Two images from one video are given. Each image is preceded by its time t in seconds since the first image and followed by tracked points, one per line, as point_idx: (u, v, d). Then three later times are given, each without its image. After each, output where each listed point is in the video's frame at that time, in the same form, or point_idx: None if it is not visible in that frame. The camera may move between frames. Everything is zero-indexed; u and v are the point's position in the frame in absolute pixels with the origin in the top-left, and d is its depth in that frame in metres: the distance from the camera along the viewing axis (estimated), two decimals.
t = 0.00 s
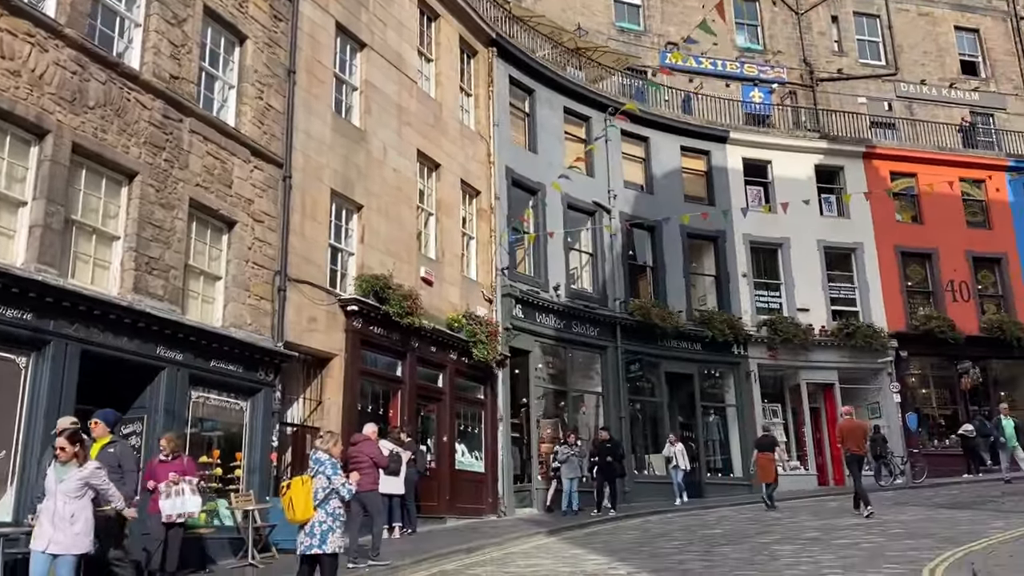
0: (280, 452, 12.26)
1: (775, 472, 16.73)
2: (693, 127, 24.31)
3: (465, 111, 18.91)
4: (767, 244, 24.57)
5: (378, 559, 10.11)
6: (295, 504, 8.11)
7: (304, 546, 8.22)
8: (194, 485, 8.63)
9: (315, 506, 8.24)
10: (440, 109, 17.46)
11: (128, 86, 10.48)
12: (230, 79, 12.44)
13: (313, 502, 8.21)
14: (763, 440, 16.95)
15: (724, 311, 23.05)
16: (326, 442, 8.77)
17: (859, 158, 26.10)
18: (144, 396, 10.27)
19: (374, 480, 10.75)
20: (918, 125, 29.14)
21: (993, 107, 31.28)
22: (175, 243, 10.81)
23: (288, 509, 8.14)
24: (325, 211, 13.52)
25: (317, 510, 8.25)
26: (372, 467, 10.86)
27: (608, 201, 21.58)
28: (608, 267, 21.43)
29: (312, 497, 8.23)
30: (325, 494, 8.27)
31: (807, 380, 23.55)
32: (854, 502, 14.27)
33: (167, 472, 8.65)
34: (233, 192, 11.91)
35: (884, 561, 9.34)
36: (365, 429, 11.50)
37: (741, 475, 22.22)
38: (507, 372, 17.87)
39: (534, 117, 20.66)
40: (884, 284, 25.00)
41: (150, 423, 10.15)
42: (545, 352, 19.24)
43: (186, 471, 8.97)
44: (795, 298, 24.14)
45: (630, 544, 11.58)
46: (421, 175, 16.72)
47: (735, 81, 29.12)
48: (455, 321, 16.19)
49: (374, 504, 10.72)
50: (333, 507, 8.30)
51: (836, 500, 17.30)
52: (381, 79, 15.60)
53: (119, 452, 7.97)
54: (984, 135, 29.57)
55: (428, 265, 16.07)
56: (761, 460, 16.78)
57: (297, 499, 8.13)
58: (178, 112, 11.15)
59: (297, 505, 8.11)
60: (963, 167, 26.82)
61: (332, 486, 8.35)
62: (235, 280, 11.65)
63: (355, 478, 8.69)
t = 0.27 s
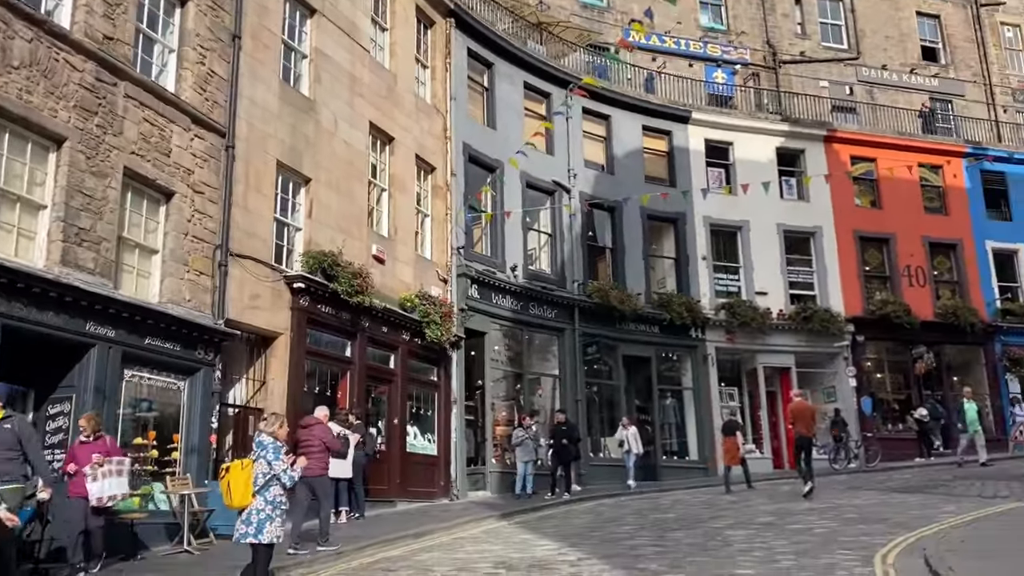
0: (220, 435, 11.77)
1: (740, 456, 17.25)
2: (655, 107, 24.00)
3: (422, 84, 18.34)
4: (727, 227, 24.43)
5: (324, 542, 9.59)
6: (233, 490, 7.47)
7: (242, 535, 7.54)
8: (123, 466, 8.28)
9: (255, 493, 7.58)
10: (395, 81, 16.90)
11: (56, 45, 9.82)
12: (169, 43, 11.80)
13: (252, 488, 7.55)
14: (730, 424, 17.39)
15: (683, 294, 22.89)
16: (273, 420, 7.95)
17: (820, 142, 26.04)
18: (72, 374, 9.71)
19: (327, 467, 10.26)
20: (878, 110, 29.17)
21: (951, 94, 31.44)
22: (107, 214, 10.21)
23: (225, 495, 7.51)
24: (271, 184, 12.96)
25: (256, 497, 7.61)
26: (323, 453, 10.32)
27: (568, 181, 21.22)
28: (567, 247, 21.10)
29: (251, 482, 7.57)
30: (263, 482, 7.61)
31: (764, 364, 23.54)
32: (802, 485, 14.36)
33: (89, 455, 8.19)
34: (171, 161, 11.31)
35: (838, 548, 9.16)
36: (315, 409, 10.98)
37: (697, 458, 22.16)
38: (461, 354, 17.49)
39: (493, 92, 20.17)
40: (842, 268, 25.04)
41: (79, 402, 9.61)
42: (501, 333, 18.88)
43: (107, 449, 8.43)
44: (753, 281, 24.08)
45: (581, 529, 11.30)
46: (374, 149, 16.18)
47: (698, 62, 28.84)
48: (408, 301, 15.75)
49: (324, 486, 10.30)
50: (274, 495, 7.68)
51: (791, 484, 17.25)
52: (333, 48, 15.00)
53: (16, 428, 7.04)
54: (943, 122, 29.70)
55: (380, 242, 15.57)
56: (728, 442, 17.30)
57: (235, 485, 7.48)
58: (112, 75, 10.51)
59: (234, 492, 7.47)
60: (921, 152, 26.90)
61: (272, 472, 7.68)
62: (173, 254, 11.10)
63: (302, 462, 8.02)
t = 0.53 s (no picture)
0: (154, 412, 11.34)
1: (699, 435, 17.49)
2: (610, 88, 23.85)
3: (373, 56, 17.86)
4: (679, 211, 24.45)
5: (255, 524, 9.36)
6: (167, 469, 6.86)
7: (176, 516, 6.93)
8: (39, 444, 7.93)
9: (191, 472, 6.99)
10: (344, 51, 16.43)
11: None
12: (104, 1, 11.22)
13: (188, 467, 6.94)
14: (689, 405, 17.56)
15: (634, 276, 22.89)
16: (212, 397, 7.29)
17: (772, 128, 26.18)
18: None
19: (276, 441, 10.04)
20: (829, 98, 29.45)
21: (900, 85, 31.89)
22: (33, 178, 9.67)
23: (158, 473, 6.89)
24: (213, 153, 12.49)
25: (193, 477, 7.01)
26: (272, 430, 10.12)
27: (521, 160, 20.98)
28: (519, 227, 20.90)
29: (188, 461, 6.97)
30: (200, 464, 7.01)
31: (712, 347, 23.70)
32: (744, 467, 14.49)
33: (3, 429, 7.83)
34: (104, 125, 10.78)
35: (783, 528, 9.15)
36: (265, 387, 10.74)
37: (645, 440, 22.23)
38: (409, 333, 17.20)
39: (446, 67, 19.79)
40: (790, 254, 25.29)
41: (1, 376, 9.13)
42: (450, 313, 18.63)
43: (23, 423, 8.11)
44: (703, 265, 24.18)
45: (527, 510, 11.16)
46: (321, 121, 15.73)
47: (653, 45, 28.71)
48: (355, 278, 15.39)
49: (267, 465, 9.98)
50: (212, 476, 7.07)
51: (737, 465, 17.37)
52: (279, 14, 14.48)
53: None
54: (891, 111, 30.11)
55: (327, 217, 15.17)
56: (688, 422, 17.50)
57: (169, 463, 6.86)
58: (40, 32, 9.93)
59: (168, 470, 6.85)
60: (870, 141, 27.24)
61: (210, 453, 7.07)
62: (105, 222, 10.60)
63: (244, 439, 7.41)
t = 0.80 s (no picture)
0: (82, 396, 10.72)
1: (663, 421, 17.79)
2: (569, 70, 23.46)
3: (323, 29, 17.21)
4: (636, 198, 24.21)
5: (196, 517, 8.87)
6: (103, 462, 6.30)
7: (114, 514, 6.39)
8: None
9: (130, 463, 6.45)
10: (293, 22, 15.77)
11: None
12: None
13: (126, 458, 6.40)
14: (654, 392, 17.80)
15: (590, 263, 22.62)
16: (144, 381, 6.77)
17: (729, 115, 26.06)
18: None
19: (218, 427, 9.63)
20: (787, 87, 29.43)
21: (856, 76, 32.04)
22: None
23: (94, 467, 6.33)
24: (149, 124, 11.84)
25: (132, 468, 6.48)
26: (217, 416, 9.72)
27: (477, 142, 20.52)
28: (473, 210, 20.47)
29: (126, 452, 6.43)
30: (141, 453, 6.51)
31: (667, 335, 23.57)
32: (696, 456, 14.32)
33: None
34: (30, 90, 10.08)
35: (737, 520, 8.92)
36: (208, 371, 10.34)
37: (598, 428, 22.04)
38: (358, 316, 16.69)
39: (400, 43, 19.20)
40: (745, 243, 25.25)
41: None
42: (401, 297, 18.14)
43: None
44: (659, 253, 24.00)
45: (475, 501, 10.80)
46: (267, 95, 15.09)
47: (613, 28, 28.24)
48: (300, 259, 14.83)
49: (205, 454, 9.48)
50: (153, 465, 6.56)
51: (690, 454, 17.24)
52: None
53: None
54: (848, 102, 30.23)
55: (272, 194, 14.57)
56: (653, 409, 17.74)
57: (105, 455, 6.31)
58: None
59: (105, 463, 6.30)
60: (826, 131, 27.30)
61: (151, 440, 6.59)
62: (29, 194, 9.92)
63: (182, 422, 6.95)
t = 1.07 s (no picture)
0: (24, 382, 10.31)
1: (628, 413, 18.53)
2: (533, 60, 23.29)
3: (282, 10, 16.80)
4: (599, 189, 24.15)
5: (150, 507, 8.56)
6: (57, 448, 5.97)
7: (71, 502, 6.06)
8: None
9: (84, 448, 6.14)
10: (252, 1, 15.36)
11: None
12: None
13: (81, 442, 6.09)
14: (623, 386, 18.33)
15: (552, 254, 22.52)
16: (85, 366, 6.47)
17: (692, 109, 26.13)
18: None
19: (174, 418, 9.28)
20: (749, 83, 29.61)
21: (816, 74, 32.38)
22: None
23: (45, 454, 5.98)
24: (98, 101, 11.41)
25: (87, 452, 6.16)
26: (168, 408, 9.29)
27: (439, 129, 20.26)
28: (435, 198, 20.23)
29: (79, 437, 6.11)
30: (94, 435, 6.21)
31: (627, 327, 23.59)
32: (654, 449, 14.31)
33: None
34: None
35: (696, 513, 8.88)
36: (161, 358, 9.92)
37: (558, 420, 21.97)
38: (315, 304, 16.37)
39: (361, 27, 18.84)
40: (705, 237, 25.36)
41: None
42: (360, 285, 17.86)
43: None
44: (621, 245, 23.99)
45: (432, 493, 10.62)
46: (223, 75, 14.68)
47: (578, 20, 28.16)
48: (256, 245, 14.49)
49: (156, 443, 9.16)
50: (108, 447, 6.27)
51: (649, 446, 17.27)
52: None
53: None
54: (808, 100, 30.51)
55: (227, 177, 14.19)
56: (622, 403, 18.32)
57: (59, 441, 5.98)
58: None
59: (60, 449, 5.97)
60: (786, 127, 27.52)
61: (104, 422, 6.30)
62: None
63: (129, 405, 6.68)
